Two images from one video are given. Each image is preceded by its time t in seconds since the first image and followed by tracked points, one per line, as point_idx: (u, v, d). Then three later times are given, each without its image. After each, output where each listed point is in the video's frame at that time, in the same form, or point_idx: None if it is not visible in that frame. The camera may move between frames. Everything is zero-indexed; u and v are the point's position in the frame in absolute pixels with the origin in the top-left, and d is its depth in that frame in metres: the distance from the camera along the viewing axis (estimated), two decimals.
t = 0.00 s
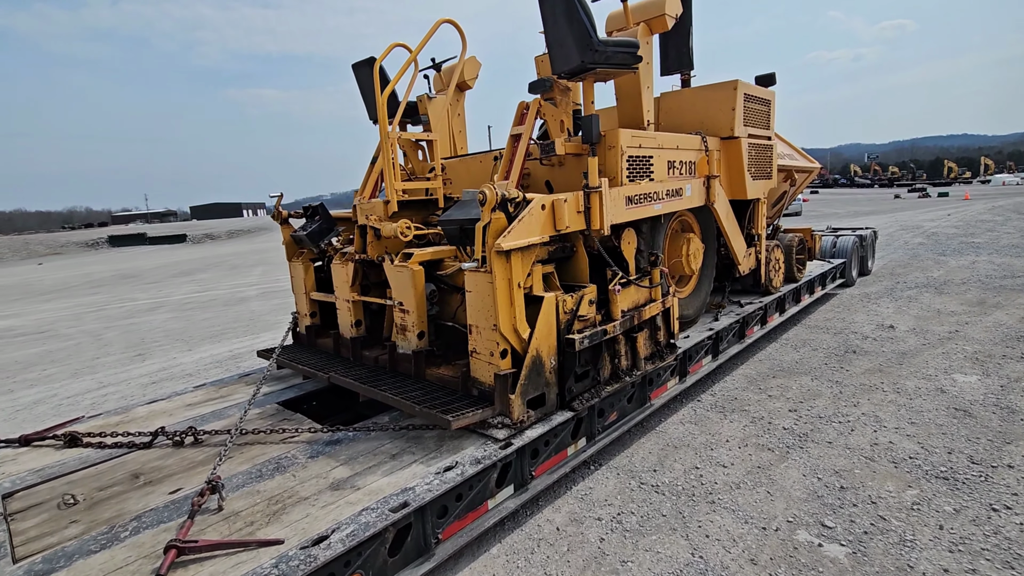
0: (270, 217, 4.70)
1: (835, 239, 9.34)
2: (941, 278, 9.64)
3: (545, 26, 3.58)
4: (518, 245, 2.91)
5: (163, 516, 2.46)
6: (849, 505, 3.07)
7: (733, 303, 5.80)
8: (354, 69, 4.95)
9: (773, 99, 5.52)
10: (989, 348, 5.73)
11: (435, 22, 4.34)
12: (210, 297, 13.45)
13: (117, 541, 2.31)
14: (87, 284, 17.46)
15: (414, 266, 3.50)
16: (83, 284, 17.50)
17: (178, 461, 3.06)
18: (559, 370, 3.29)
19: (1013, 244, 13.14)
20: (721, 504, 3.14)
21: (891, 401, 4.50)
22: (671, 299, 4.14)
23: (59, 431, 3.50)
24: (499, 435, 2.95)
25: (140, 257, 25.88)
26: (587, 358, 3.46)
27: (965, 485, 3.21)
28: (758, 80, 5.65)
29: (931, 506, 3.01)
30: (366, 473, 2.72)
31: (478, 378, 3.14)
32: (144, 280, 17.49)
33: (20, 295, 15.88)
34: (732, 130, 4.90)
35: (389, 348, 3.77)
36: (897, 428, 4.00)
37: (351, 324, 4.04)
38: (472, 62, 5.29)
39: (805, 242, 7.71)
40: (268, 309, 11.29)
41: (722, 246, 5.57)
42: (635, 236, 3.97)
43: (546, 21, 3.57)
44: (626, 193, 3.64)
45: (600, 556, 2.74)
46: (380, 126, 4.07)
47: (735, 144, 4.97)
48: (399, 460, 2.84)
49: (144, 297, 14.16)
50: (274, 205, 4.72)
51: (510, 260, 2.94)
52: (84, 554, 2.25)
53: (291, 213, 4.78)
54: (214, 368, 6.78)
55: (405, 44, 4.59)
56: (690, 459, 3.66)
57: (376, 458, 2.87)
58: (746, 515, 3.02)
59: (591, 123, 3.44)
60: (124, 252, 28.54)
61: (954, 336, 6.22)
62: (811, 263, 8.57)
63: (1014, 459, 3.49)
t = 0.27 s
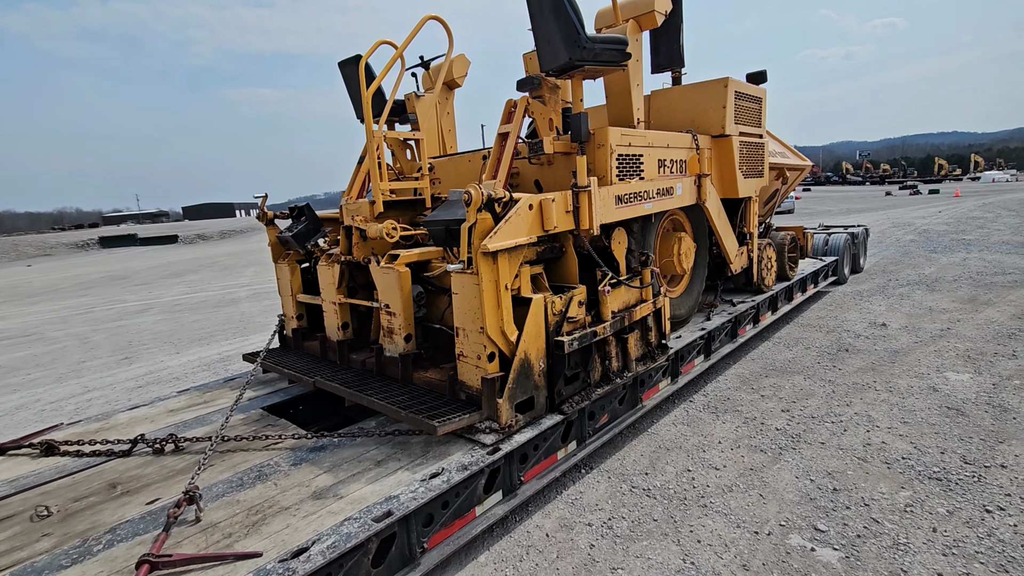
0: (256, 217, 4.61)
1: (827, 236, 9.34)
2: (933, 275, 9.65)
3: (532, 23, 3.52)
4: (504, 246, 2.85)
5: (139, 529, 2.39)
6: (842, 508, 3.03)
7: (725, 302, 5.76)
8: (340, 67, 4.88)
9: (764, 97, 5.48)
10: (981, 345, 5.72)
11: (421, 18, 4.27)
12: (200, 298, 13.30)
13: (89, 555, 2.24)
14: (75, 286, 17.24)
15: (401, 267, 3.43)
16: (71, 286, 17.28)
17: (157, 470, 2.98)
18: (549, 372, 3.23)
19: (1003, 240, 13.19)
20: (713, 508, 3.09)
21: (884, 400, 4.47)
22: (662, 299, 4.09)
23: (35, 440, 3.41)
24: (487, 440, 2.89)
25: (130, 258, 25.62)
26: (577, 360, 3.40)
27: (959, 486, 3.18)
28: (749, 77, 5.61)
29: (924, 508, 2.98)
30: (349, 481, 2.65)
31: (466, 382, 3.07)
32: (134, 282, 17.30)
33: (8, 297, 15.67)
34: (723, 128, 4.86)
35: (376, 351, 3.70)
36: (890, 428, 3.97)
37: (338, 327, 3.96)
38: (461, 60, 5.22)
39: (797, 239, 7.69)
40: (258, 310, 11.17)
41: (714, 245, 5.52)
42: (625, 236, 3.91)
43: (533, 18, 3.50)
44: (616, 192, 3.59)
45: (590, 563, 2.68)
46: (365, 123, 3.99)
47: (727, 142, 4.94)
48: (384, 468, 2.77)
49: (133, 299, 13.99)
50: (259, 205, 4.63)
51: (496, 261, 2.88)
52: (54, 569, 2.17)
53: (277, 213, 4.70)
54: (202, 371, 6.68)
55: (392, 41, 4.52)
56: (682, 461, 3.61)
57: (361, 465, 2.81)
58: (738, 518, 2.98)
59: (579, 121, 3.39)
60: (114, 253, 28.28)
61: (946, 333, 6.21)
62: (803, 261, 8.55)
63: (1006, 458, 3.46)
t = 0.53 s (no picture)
0: (232, 219, 4.46)
1: (810, 240, 9.41)
2: (912, 279, 9.77)
3: (517, 22, 3.45)
4: (488, 249, 2.76)
5: (99, 549, 2.26)
6: (831, 515, 2.99)
7: (711, 306, 5.73)
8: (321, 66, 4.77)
9: (749, 101, 5.47)
10: (962, 349, 5.76)
11: (404, 15, 4.18)
12: (177, 302, 12.98)
13: None
14: (47, 289, 16.74)
15: (382, 271, 3.32)
16: (43, 289, 16.78)
17: (122, 485, 2.86)
18: (535, 379, 3.15)
19: (978, 245, 13.44)
20: (702, 517, 3.03)
21: (869, 404, 4.46)
22: (649, 303, 4.03)
23: None
24: (470, 450, 2.79)
25: (106, 260, 25.01)
26: (564, 366, 3.32)
27: (946, 492, 3.16)
28: (734, 81, 5.61)
29: (913, 515, 2.95)
30: (326, 495, 2.55)
31: (449, 389, 2.97)
32: (109, 285, 16.85)
33: None
34: (709, 131, 4.83)
35: (356, 357, 3.58)
36: (876, 432, 3.96)
37: (317, 332, 3.83)
38: (445, 60, 5.13)
39: (781, 243, 7.72)
40: (238, 313, 10.92)
41: (700, 248, 5.50)
42: (612, 239, 3.85)
43: (518, 17, 3.43)
44: (602, 195, 3.52)
45: None
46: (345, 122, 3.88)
47: (712, 146, 4.90)
48: (363, 480, 2.67)
49: (108, 303, 13.62)
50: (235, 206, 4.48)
51: (480, 265, 2.79)
52: None
53: (254, 215, 4.55)
54: (177, 377, 6.48)
55: (373, 39, 4.43)
56: (670, 469, 3.55)
57: (339, 478, 2.70)
58: (728, 528, 2.92)
59: (566, 122, 3.32)
60: (89, 255, 27.58)
61: (927, 337, 6.25)
62: (787, 265, 8.60)
63: (992, 463, 3.46)
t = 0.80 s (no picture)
0: (209, 219, 4.31)
1: (793, 247, 9.48)
2: (892, 286, 9.90)
3: (506, 22, 3.37)
4: (476, 254, 2.68)
5: (57, 571, 2.14)
6: (821, 527, 2.95)
7: (698, 313, 5.71)
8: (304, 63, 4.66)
9: (737, 108, 5.47)
10: (943, 356, 5.81)
11: (390, 13, 4.09)
12: (153, 303, 12.65)
13: None
14: (16, 289, 16.21)
15: (365, 275, 3.21)
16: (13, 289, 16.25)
17: (85, 499, 2.73)
18: (523, 388, 3.06)
19: (954, 253, 13.71)
20: (692, 529, 2.97)
21: (854, 412, 4.46)
22: (638, 310, 3.98)
23: None
24: (456, 462, 2.70)
25: (80, 259, 24.36)
26: (552, 374, 3.24)
27: (933, 502, 3.15)
28: (722, 87, 5.60)
29: (902, 527, 2.92)
30: (303, 511, 2.45)
31: (434, 398, 2.88)
32: (82, 285, 16.38)
33: None
34: (698, 136, 4.80)
35: (337, 364, 3.46)
36: (863, 441, 3.94)
37: (297, 337, 3.70)
38: (433, 60, 5.04)
39: (766, 250, 7.75)
40: (216, 315, 10.66)
41: (687, 255, 5.47)
42: (601, 244, 3.79)
43: (507, 16, 3.36)
44: (592, 199, 3.46)
45: None
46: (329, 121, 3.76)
47: (701, 152, 4.87)
48: (342, 494, 2.57)
49: (81, 303, 13.21)
50: (213, 206, 4.33)
51: (468, 270, 2.71)
52: None
53: (233, 215, 4.41)
54: (151, 381, 6.27)
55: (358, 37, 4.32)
56: (659, 479, 3.48)
57: (317, 492, 2.60)
58: (718, 541, 2.86)
59: (555, 124, 3.25)
60: (62, 254, 26.85)
61: (909, 344, 6.31)
62: (771, 272, 8.64)
63: (977, 473, 3.46)
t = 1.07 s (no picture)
0: (198, 216, 4.23)
1: (786, 255, 9.50)
2: (883, 295, 9.95)
3: (505, 22, 3.33)
4: (470, 257, 2.62)
5: None
6: (815, 539, 2.92)
7: (691, 319, 5.69)
8: (299, 60, 4.60)
9: (734, 114, 5.46)
10: (934, 366, 5.82)
11: (386, 11, 4.04)
12: (141, 300, 12.47)
13: None
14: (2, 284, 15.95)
15: (357, 276, 3.15)
16: None
17: (62, 503, 2.65)
18: (515, 394, 3.01)
19: (944, 264, 13.81)
20: (685, 540, 2.92)
21: (847, 421, 4.44)
22: (633, 316, 3.94)
23: None
24: (446, 469, 2.64)
25: (67, 254, 24.05)
26: (545, 380, 3.19)
27: (927, 515, 3.12)
28: (719, 94, 5.59)
29: (896, 539, 2.89)
30: (287, 518, 2.39)
31: (424, 403, 2.82)
32: (69, 280, 16.15)
33: None
34: (695, 142, 4.78)
35: (326, 366, 3.39)
36: (856, 451, 3.92)
37: (286, 338, 3.63)
38: (429, 60, 4.99)
39: (759, 257, 7.75)
40: (205, 313, 10.52)
41: (682, 261, 5.44)
42: (597, 249, 3.75)
43: (505, 16, 3.31)
44: (589, 203, 3.42)
45: None
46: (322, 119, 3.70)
47: (697, 158, 4.85)
48: (328, 501, 2.50)
49: (67, 299, 13.01)
50: (202, 203, 4.26)
51: (461, 273, 2.65)
52: None
53: (223, 212, 4.33)
54: (136, 380, 6.16)
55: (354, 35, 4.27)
56: (652, 487, 3.44)
57: (302, 499, 2.53)
58: (711, 552, 2.82)
59: (553, 127, 3.21)
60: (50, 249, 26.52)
61: (901, 354, 6.31)
62: (764, 279, 8.65)
63: (970, 485, 3.44)
